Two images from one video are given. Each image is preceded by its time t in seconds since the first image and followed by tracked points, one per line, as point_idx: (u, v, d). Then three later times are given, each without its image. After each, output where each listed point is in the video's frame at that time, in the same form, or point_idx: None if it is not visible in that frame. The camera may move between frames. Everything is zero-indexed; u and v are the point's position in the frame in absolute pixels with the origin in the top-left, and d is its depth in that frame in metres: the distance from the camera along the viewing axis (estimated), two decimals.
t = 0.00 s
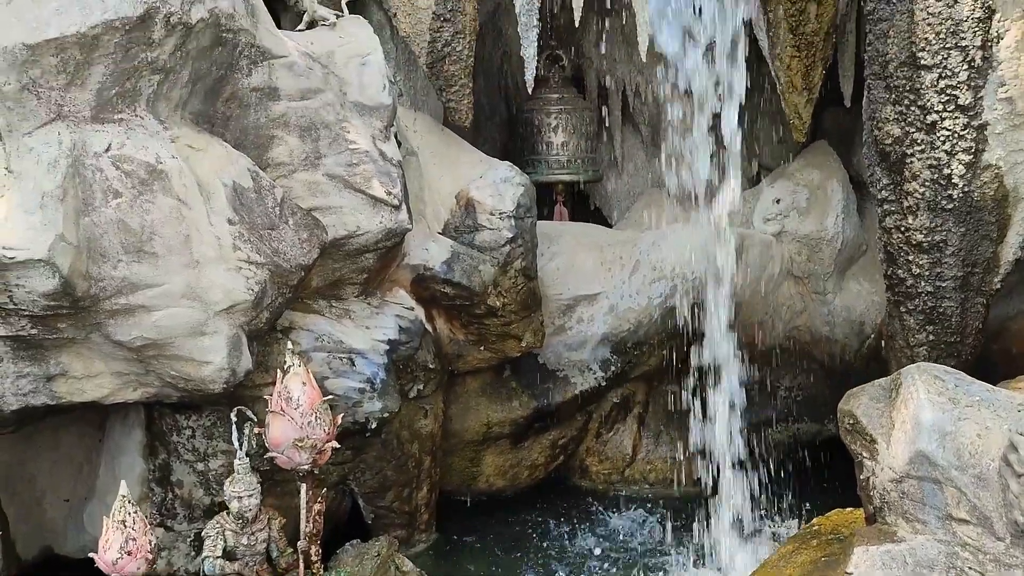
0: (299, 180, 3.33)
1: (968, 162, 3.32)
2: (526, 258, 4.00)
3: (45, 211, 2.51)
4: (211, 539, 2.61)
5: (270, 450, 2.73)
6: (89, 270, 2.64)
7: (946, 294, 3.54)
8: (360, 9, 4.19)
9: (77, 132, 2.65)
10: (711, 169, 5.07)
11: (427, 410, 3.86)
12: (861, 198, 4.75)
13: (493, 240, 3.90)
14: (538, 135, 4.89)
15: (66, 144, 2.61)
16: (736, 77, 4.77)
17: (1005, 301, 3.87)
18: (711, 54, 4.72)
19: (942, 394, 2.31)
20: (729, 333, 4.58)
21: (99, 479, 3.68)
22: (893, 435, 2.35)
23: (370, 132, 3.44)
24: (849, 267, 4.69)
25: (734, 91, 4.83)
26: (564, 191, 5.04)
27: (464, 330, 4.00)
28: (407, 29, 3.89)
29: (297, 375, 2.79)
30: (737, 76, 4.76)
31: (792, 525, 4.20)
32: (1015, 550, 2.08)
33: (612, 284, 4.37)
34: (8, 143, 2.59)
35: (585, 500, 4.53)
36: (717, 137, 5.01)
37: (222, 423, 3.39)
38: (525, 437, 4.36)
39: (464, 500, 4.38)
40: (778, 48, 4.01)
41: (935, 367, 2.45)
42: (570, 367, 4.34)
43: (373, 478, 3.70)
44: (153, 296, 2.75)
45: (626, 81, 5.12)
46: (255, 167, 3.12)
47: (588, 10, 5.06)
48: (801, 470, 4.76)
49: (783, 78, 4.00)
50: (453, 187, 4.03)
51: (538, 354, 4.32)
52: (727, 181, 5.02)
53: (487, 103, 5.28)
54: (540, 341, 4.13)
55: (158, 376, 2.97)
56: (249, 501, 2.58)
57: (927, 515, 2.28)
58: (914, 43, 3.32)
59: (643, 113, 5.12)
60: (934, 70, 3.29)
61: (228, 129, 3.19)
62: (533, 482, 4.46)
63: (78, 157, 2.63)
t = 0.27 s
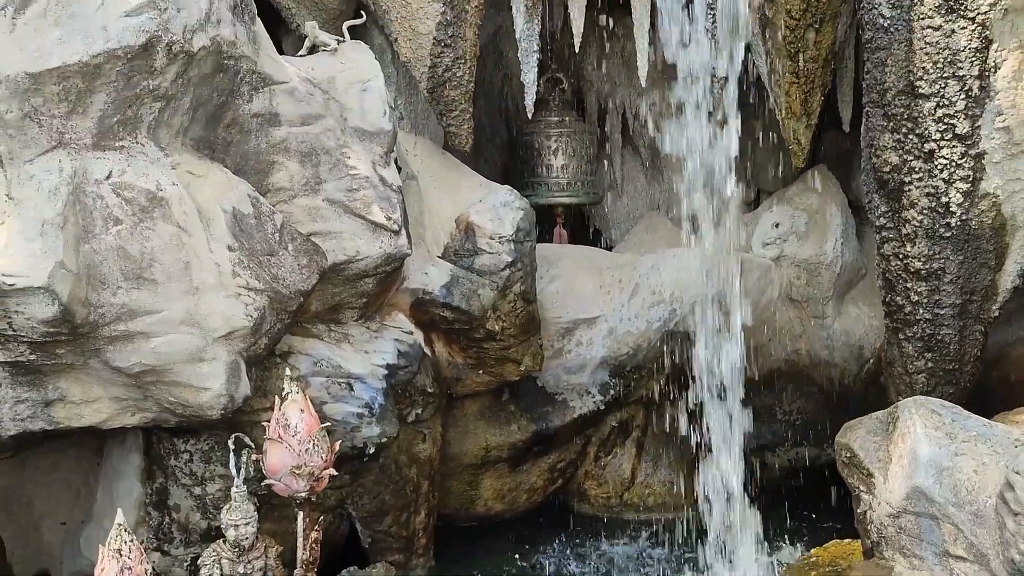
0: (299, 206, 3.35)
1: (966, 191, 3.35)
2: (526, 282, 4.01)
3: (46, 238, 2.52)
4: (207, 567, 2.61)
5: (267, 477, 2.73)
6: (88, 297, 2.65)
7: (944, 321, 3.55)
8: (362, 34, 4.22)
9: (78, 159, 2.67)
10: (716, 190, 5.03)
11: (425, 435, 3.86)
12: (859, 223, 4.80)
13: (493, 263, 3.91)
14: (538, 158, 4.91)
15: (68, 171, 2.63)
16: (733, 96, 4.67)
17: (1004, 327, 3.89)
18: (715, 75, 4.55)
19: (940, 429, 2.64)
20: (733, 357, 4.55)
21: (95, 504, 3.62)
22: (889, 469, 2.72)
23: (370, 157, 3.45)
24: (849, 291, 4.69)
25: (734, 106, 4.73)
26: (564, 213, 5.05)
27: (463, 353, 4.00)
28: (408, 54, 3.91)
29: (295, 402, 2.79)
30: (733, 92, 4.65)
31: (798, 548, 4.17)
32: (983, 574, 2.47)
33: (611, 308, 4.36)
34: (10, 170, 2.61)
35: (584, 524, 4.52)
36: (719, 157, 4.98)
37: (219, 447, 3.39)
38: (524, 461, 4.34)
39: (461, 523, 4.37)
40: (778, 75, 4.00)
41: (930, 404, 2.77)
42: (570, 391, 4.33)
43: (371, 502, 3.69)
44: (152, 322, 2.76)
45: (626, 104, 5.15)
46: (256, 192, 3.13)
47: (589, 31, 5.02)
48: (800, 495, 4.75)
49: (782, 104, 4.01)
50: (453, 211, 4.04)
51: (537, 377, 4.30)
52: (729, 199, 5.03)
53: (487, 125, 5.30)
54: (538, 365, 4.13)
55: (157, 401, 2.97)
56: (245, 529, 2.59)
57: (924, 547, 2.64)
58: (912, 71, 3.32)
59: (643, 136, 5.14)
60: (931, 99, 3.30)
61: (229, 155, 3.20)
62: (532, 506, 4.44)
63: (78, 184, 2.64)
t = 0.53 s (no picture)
0: (298, 226, 3.36)
1: (964, 215, 3.37)
2: (525, 302, 4.02)
3: (45, 260, 2.53)
4: None
5: (264, 500, 2.72)
6: (87, 318, 2.65)
7: (942, 345, 3.57)
8: (363, 55, 4.24)
9: (78, 181, 2.68)
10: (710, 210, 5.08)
11: (423, 455, 3.85)
12: (858, 245, 4.76)
13: (492, 284, 3.92)
14: (538, 177, 4.91)
15: (68, 194, 2.63)
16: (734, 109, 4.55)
17: (1002, 350, 3.94)
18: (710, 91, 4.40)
19: (936, 458, 2.67)
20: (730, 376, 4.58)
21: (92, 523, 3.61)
22: (885, 496, 2.74)
23: (370, 179, 3.47)
24: (848, 311, 4.67)
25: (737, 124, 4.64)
26: (563, 231, 5.05)
27: (461, 373, 4.00)
28: (409, 75, 3.93)
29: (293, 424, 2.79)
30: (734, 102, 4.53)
31: (798, 573, 4.09)
32: None
33: (610, 328, 4.36)
34: (11, 192, 2.63)
35: (582, 544, 4.50)
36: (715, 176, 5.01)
37: (217, 467, 3.39)
38: (522, 481, 4.32)
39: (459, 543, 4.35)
40: (776, 98, 4.02)
41: (927, 432, 2.80)
42: (568, 412, 4.34)
43: (368, 523, 3.68)
44: (150, 343, 2.77)
45: (625, 124, 5.17)
46: (255, 213, 3.14)
47: (589, 52, 5.09)
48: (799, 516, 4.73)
49: (780, 127, 4.05)
50: (453, 231, 4.05)
51: (536, 398, 4.31)
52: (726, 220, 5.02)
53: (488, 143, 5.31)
54: (536, 385, 4.12)
55: (154, 422, 2.97)
56: (242, 552, 2.57)
57: None
58: (909, 96, 3.33)
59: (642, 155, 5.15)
60: (929, 124, 3.31)
61: (229, 175, 3.21)
62: (530, 526, 4.42)
63: (78, 206, 2.64)
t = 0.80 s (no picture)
0: (298, 247, 3.38)
1: (960, 239, 3.39)
2: (523, 322, 4.02)
3: (44, 282, 2.56)
4: None
5: (260, 521, 2.72)
6: (85, 339, 2.67)
7: (940, 368, 3.58)
8: (364, 76, 4.26)
9: (79, 203, 2.70)
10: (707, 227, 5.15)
11: (421, 475, 3.85)
12: (857, 266, 4.76)
13: (490, 304, 3.91)
14: (537, 197, 4.93)
15: (68, 215, 2.65)
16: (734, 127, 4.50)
17: (1000, 373, 3.92)
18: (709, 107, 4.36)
19: (931, 486, 2.70)
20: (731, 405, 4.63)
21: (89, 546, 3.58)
22: (881, 523, 2.74)
23: (370, 200, 3.48)
24: (846, 333, 4.64)
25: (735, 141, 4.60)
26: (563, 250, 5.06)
27: (460, 393, 4.00)
28: (409, 96, 3.95)
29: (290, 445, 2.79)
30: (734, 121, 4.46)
31: None
32: None
33: (609, 348, 4.36)
34: (12, 213, 2.66)
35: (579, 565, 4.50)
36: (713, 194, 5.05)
37: (214, 486, 3.39)
38: (520, 501, 4.32)
39: (456, 563, 4.35)
40: (774, 120, 4.03)
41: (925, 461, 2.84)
42: (567, 431, 4.33)
43: (366, 543, 3.69)
44: (148, 364, 2.78)
45: (625, 144, 5.18)
46: (255, 234, 3.15)
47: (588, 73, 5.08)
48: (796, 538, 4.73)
49: (778, 149, 4.06)
50: (452, 251, 4.06)
51: (535, 417, 4.29)
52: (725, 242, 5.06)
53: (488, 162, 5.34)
54: (534, 406, 4.12)
55: (152, 442, 2.98)
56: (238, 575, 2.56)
57: None
58: (906, 121, 3.40)
59: (641, 176, 5.17)
60: (925, 148, 3.37)
61: (229, 196, 3.22)
62: (527, 546, 4.41)
63: (78, 228, 2.66)
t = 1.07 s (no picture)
0: (301, 268, 3.39)
1: (960, 262, 3.41)
2: (525, 343, 4.03)
3: (49, 304, 2.57)
4: None
5: (262, 543, 2.73)
6: (89, 361, 2.68)
7: (940, 391, 3.59)
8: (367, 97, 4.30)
9: (85, 227, 2.74)
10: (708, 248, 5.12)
11: (422, 496, 3.85)
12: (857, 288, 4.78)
13: (492, 324, 3.93)
14: (539, 217, 4.94)
15: (74, 238, 2.69)
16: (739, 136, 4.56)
17: (1000, 396, 3.93)
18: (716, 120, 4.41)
19: (931, 511, 2.73)
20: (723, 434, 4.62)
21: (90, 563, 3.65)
22: (881, 550, 2.74)
23: (373, 222, 3.50)
24: (847, 353, 4.66)
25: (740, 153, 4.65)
26: (564, 270, 5.08)
27: (461, 414, 4.01)
28: (413, 118, 3.99)
29: (292, 467, 2.80)
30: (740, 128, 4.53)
31: None
32: None
33: (610, 369, 4.37)
34: (18, 236, 2.70)
35: None
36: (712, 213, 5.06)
37: (215, 506, 3.38)
38: (521, 521, 4.33)
39: None
40: (775, 143, 4.06)
41: (922, 486, 2.85)
42: (568, 452, 4.34)
43: (366, 563, 3.73)
44: (152, 386, 2.79)
45: (626, 165, 5.20)
46: (258, 256, 3.17)
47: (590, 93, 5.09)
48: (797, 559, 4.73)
49: (778, 171, 4.07)
50: (453, 271, 4.08)
51: (535, 438, 4.30)
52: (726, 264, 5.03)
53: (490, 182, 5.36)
54: (536, 426, 4.13)
55: (154, 463, 2.99)
56: None
57: None
58: (904, 145, 3.43)
59: (642, 196, 5.19)
60: (924, 172, 3.39)
61: (233, 218, 3.24)
62: (527, 566, 4.42)
63: (84, 251, 2.69)
